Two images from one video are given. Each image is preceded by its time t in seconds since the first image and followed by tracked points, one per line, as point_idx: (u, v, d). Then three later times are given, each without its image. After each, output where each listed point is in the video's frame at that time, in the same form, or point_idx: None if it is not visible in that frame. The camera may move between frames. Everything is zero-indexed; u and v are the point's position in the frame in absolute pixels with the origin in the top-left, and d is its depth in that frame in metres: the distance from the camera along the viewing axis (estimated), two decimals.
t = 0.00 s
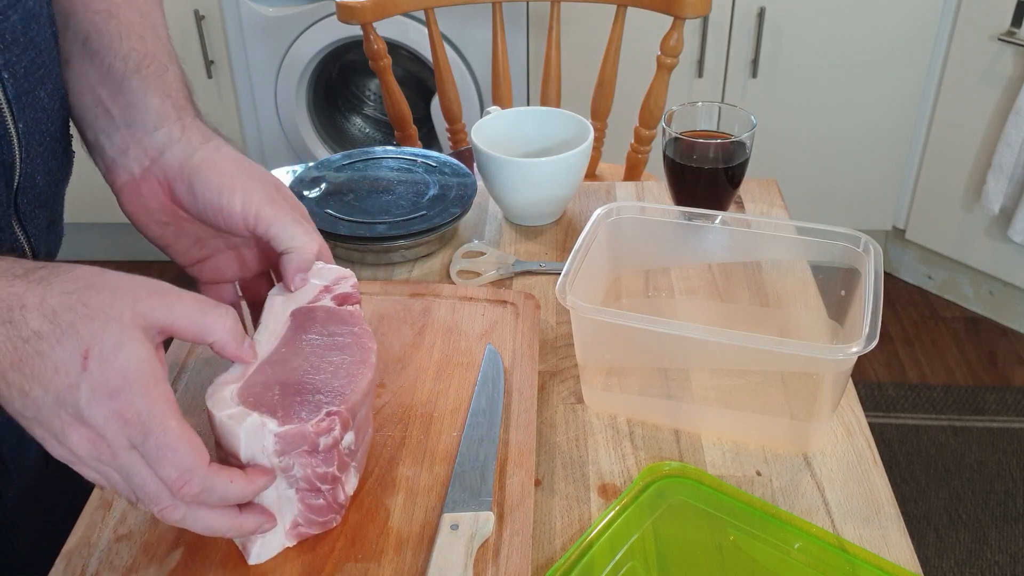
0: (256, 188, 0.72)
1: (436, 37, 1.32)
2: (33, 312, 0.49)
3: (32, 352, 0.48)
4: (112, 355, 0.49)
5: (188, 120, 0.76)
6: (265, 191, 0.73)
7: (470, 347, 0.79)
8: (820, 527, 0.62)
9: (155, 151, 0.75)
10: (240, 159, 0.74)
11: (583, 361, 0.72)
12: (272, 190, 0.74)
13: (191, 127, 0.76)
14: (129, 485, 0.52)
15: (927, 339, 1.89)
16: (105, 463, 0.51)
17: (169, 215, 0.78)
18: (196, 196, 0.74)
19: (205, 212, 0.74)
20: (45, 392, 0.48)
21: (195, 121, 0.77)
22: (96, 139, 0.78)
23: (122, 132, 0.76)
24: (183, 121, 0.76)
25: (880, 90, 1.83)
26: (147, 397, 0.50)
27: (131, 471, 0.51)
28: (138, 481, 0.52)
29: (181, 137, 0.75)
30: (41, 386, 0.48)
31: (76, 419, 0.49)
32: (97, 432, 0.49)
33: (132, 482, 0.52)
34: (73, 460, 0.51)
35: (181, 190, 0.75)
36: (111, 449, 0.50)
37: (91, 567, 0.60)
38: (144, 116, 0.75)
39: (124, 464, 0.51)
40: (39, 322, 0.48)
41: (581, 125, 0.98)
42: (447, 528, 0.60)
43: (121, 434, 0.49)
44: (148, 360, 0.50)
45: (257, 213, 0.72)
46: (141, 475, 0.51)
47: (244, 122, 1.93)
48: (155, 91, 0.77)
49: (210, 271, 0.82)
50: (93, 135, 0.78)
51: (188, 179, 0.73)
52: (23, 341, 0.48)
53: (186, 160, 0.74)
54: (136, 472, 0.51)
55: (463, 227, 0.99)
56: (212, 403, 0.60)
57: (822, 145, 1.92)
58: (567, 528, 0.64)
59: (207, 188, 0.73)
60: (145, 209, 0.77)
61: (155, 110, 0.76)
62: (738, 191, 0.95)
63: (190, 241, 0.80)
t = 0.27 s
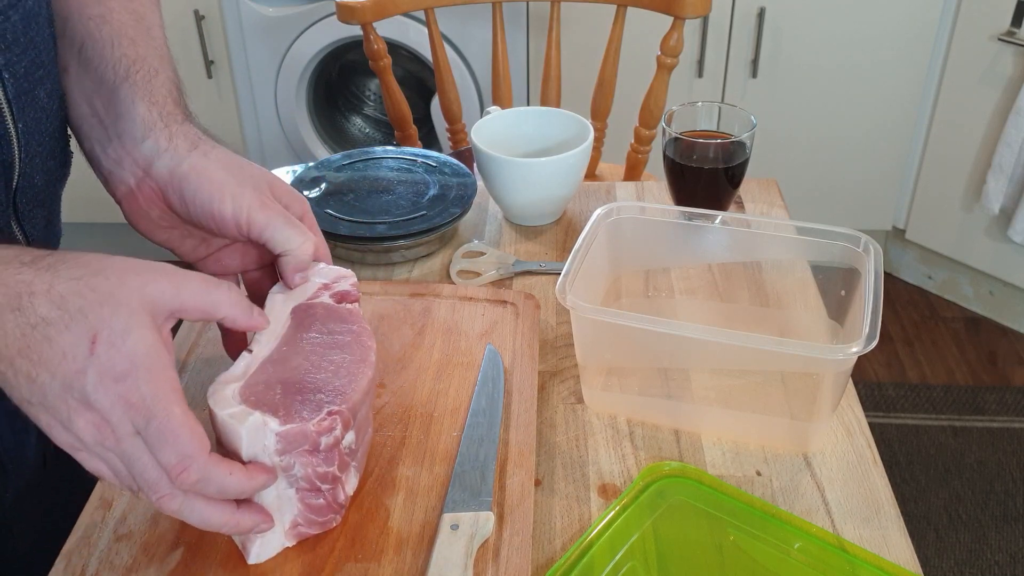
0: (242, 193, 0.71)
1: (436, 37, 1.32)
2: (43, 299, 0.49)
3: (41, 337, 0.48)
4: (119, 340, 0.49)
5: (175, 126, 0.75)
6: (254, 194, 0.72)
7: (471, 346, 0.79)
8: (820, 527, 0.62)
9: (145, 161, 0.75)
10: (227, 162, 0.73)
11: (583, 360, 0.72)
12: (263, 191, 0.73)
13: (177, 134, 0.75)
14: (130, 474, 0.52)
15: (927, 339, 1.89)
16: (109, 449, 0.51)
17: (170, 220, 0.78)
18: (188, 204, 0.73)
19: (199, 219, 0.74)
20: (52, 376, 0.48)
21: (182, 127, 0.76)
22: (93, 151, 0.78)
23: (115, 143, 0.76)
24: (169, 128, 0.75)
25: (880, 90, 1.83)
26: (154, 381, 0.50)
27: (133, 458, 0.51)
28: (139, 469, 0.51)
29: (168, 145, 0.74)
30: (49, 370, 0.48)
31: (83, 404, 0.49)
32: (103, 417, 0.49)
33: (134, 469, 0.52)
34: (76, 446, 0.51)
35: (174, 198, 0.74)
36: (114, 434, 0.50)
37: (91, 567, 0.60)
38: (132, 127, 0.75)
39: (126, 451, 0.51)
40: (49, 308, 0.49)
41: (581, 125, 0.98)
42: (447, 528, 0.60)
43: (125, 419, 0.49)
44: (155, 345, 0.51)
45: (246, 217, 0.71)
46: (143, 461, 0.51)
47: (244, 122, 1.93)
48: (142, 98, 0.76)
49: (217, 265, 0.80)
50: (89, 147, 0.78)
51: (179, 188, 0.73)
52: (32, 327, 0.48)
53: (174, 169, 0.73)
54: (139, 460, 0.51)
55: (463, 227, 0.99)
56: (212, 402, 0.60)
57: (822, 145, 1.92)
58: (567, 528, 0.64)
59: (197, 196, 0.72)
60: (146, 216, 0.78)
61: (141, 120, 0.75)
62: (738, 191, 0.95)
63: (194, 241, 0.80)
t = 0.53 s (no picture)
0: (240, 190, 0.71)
1: (436, 37, 1.32)
2: (62, 290, 0.49)
3: (59, 327, 0.48)
4: (136, 334, 0.49)
5: (177, 121, 0.76)
6: (251, 191, 0.72)
7: (471, 346, 0.79)
8: (820, 527, 0.62)
9: (144, 154, 0.75)
10: (227, 159, 0.73)
11: (584, 360, 0.72)
12: (259, 189, 0.73)
13: (179, 129, 0.75)
14: (136, 466, 0.52)
15: (927, 339, 1.89)
16: (118, 440, 0.51)
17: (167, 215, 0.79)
18: (186, 199, 0.73)
19: (195, 215, 0.74)
20: (66, 366, 0.49)
21: (184, 122, 0.76)
22: (93, 143, 0.78)
23: (115, 135, 0.76)
24: (170, 123, 0.75)
25: (880, 90, 1.83)
26: (167, 375, 0.50)
27: (141, 450, 0.51)
28: (146, 462, 0.52)
29: (168, 139, 0.74)
30: (64, 360, 0.49)
31: (95, 395, 0.49)
32: (114, 408, 0.49)
33: (140, 462, 0.52)
34: (84, 436, 0.51)
35: (172, 193, 0.75)
36: (123, 425, 0.50)
37: (91, 567, 0.60)
38: (134, 119, 0.75)
39: (133, 443, 0.51)
40: (68, 300, 0.49)
41: (581, 125, 0.98)
42: (447, 528, 0.60)
43: (135, 411, 0.49)
44: (169, 342, 0.51)
45: (242, 214, 0.70)
46: (150, 454, 0.51)
47: (244, 121, 1.92)
48: (145, 92, 0.77)
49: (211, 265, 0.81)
50: (89, 139, 0.78)
51: (177, 182, 0.73)
52: (50, 317, 0.48)
53: (173, 162, 0.73)
54: (146, 453, 0.51)
55: (463, 227, 0.99)
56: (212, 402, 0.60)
57: (822, 145, 1.92)
58: (567, 528, 0.64)
59: (194, 191, 0.72)
60: (142, 210, 0.78)
61: (142, 113, 0.75)
62: (738, 191, 0.95)
63: (189, 238, 0.80)
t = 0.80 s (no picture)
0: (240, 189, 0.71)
1: (436, 37, 1.32)
2: (57, 292, 0.49)
3: (54, 330, 0.48)
4: (131, 337, 0.49)
5: (176, 121, 0.76)
6: (250, 190, 0.72)
7: (471, 347, 0.79)
8: (820, 527, 0.62)
9: (144, 155, 0.75)
10: (227, 158, 0.73)
11: (584, 360, 0.72)
12: (259, 187, 0.73)
13: (178, 129, 0.75)
14: (134, 468, 0.52)
15: (927, 339, 1.89)
16: (116, 443, 0.51)
17: (167, 215, 0.79)
18: (186, 199, 0.74)
19: (196, 215, 0.74)
20: (62, 369, 0.49)
21: (183, 121, 0.76)
22: (91, 144, 0.78)
23: (114, 136, 0.76)
24: (169, 123, 0.75)
25: (880, 90, 1.83)
26: (163, 379, 0.50)
27: (139, 453, 0.51)
28: (145, 465, 0.52)
29: (168, 140, 0.74)
30: (60, 363, 0.48)
31: (91, 398, 0.49)
32: (111, 411, 0.49)
33: (138, 464, 0.52)
34: (80, 438, 0.51)
35: (173, 193, 0.75)
36: (121, 428, 0.50)
37: (91, 567, 0.60)
38: (133, 120, 0.75)
39: (131, 445, 0.51)
40: (63, 303, 0.49)
41: (581, 125, 0.98)
42: (447, 528, 0.60)
43: (133, 414, 0.50)
44: (163, 346, 0.50)
45: (243, 214, 0.71)
46: (149, 457, 0.51)
47: (244, 121, 1.92)
48: (144, 93, 0.76)
49: (211, 265, 0.82)
50: (87, 140, 0.78)
51: (178, 183, 0.73)
52: (45, 320, 0.48)
53: (173, 163, 0.73)
54: (144, 456, 0.51)
55: (463, 227, 0.99)
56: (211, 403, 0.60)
57: (822, 145, 1.92)
58: (567, 528, 0.64)
59: (195, 191, 0.72)
60: (142, 210, 0.78)
61: (142, 114, 0.75)
62: (738, 191, 0.95)
63: (189, 238, 0.80)
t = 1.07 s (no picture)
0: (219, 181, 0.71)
1: (436, 37, 1.32)
2: (34, 305, 0.49)
3: (34, 344, 0.48)
4: (114, 341, 0.49)
5: (161, 114, 0.75)
6: (230, 183, 0.71)
7: (470, 347, 0.79)
8: (820, 527, 0.62)
9: (129, 147, 0.75)
10: (207, 151, 0.73)
11: (584, 360, 0.72)
12: (240, 182, 0.72)
13: (162, 122, 0.75)
14: (133, 474, 0.52)
15: (927, 339, 1.89)
16: (111, 450, 0.51)
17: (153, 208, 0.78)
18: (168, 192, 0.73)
19: (178, 208, 0.74)
20: (48, 382, 0.48)
21: (169, 115, 0.76)
22: (82, 137, 0.78)
23: (102, 129, 0.76)
24: (154, 116, 0.75)
25: (880, 90, 1.83)
26: (150, 379, 0.50)
27: (136, 456, 0.51)
28: (143, 468, 0.52)
29: (152, 132, 0.74)
30: (44, 376, 0.48)
31: (82, 407, 0.49)
32: (102, 418, 0.49)
33: (137, 469, 0.52)
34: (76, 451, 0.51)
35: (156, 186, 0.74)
36: (115, 434, 0.50)
37: (91, 566, 0.60)
38: (119, 113, 0.75)
39: (127, 450, 0.51)
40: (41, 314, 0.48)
41: (581, 125, 0.98)
42: (447, 528, 0.60)
43: (124, 417, 0.49)
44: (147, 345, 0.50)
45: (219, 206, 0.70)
46: (147, 460, 0.51)
47: (244, 122, 1.92)
48: (131, 87, 0.77)
49: (205, 262, 0.81)
50: (78, 133, 0.78)
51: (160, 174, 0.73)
52: (25, 334, 0.48)
53: (155, 154, 0.73)
54: (140, 458, 0.51)
55: (463, 227, 0.99)
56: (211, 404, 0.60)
57: (821, 145, 1.92)
58: (567, 528, 0.64)
59: (175, 183, 0.72)
60: (130, 203, 0.78)
61: (127, 106, 0.75)
62: (738, 191, 0.95)
63: (176, 233, 0.79)
